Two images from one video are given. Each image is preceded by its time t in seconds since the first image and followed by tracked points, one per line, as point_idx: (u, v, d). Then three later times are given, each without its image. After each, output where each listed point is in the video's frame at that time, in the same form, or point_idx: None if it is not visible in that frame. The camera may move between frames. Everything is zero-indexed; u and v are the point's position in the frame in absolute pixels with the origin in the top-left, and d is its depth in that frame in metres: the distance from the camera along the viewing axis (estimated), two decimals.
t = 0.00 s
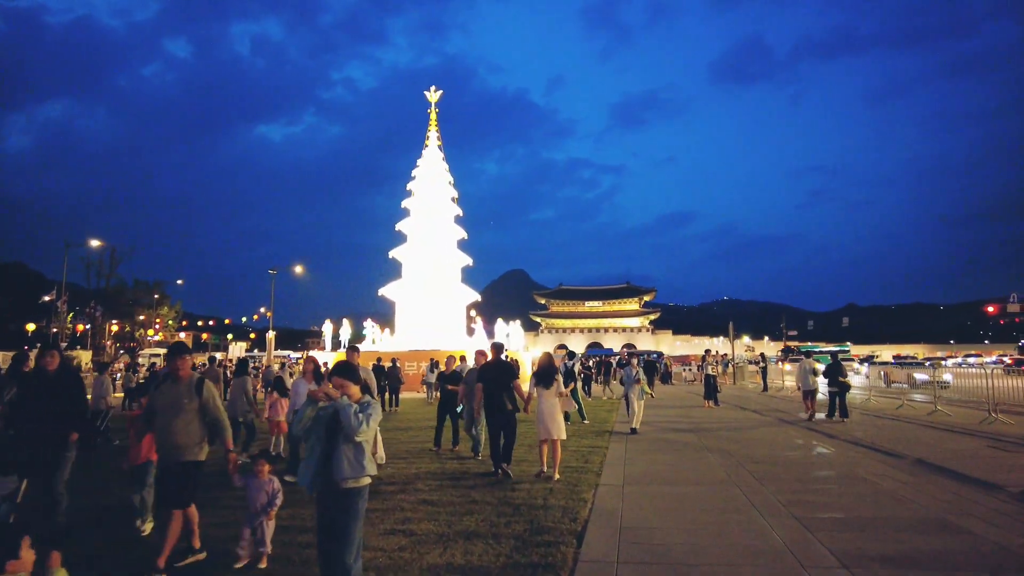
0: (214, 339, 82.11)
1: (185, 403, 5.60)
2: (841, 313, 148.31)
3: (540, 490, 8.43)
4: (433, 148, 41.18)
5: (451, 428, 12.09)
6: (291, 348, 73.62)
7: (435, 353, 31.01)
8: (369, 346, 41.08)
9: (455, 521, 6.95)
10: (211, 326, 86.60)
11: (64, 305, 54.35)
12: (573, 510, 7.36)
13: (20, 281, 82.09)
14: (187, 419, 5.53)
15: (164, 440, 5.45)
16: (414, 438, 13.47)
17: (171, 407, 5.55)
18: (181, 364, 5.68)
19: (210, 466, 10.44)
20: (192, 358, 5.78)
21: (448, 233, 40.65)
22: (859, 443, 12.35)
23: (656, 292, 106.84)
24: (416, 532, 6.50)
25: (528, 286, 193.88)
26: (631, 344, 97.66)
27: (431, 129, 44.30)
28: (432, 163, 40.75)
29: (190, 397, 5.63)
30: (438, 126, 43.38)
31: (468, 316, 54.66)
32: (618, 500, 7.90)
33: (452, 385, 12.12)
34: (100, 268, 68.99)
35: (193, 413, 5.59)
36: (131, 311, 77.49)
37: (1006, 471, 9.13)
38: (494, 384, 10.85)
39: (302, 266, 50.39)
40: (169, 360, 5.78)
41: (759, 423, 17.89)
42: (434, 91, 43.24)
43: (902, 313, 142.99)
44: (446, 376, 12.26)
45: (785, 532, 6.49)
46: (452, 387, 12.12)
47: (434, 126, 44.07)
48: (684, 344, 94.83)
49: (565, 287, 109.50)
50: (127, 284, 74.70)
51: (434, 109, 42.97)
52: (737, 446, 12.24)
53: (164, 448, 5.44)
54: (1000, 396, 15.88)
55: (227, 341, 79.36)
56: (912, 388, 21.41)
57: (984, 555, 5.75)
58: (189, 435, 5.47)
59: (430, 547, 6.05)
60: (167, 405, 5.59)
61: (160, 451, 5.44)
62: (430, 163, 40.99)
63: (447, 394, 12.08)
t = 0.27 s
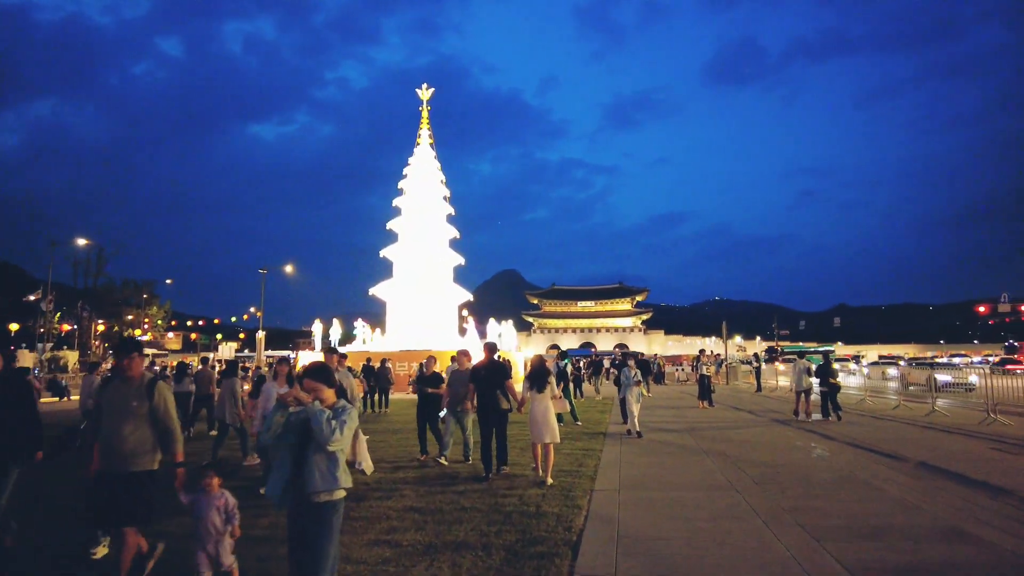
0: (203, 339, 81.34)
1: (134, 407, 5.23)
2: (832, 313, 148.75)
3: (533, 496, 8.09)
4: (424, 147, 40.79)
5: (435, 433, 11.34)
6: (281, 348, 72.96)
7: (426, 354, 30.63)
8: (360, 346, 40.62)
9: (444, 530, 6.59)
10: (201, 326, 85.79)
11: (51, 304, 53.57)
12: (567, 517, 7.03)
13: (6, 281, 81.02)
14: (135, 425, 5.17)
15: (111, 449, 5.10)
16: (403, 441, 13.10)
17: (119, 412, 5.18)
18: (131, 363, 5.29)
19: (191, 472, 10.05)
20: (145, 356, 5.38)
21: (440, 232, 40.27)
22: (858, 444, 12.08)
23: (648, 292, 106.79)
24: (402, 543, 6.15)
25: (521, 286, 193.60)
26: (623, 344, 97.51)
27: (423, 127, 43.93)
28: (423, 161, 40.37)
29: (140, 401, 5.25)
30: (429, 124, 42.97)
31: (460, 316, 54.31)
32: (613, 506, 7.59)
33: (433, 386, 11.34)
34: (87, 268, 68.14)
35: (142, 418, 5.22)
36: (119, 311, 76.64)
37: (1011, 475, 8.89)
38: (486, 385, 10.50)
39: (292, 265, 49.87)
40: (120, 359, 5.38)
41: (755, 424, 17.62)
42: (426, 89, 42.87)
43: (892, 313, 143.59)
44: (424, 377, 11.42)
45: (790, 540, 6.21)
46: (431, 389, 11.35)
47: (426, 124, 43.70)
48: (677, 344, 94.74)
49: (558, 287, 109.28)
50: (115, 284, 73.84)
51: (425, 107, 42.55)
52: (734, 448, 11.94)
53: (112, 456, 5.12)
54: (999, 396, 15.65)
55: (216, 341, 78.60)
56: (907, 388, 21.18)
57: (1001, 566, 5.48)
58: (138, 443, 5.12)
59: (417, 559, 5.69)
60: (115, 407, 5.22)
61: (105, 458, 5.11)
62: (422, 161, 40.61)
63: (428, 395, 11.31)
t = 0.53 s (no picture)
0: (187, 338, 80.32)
1: (60, 408, 4.87)
2: (818, 313, 149.74)
3: (517, 500, 7.78)
4: (411, 143, 40.34)
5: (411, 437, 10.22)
6: (266, 347, 72.10)
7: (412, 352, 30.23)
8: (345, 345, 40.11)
9: (421, 537, 6.26)
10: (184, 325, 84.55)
11: (28, 302, 52.42)
12: (551, 522, 6.72)
13: None
14: (61, 429, 4.83)
15: (35, 455, 4.77)
16: (385, 442, 12.71)
17: (44, 414, 4.84)
18: (56, 360, 4.93)
19: (163, 475, 9.66)
20: (72, 351, 5.03)
21: (426, 229, 39.85)
22: (850, 444, 11.85)
23: (636, 291, 106.81)
24: (376, 551, 5.82)
25: (508, 286, 193.27)
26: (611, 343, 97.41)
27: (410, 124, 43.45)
28: (410, 158, 39.90)
29: (66, 402, 4.90)
30: (416, 121, 42.51)
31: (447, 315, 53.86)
32: (601, 510, 7.30)
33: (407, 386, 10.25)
34: (68, 265, 66.99)
35: (70, 420, 4.88)
36: (100, 310, 75.48)
37: (1009, 476, 8.73)
38: (468, 386, 10.19)
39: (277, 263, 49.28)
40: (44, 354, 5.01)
41: (743, 423, 17.39)
42: (413, 85, 42.39)
43: (877, 312, 144.73)
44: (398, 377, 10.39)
45: (787, 544, 5.96)
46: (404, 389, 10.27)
47: (412, 121, 43.22)
48: (664, 343, 94.84)
49: (545, 286, 109.04)
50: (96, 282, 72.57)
51: (412, 103, 42.08)
52: (724, 449, 11.67)
53: (36, 462, 4.77)
54: (989, 394, 15.50)
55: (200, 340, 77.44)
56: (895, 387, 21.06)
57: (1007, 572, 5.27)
58: (66, 449, 4.80)
59: (390, 568, 5.37)
60: (38, 408, 4.85)
61: (21, 462, 4.79)
62: (409, 158, 40.13)
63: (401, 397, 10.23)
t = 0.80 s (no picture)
0: (168, 338, 79.15)
1: None
2: (802, 311, 150.71)
3: (501, 506, 7.44)
4: (396, 141, 39.86)
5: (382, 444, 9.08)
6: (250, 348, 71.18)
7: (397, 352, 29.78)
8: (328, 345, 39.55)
9: (399, 549, 5.89)
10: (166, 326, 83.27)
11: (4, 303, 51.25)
12: (537, 531, 6.38)
13: None
14: None
15: None
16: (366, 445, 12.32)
17: None
18: None
19: (133, 482, 9.25)
20: None
21: (411, 228, 39.40)
22: (841, 445, 11.62)
23: (622, 290, 106.86)
24: (350, 565, 5.46)
25: (495, 285, 192.85)
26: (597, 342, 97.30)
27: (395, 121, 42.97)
28: (395, 155, 39.45)
29: None
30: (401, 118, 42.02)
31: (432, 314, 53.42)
32: (589, 518, 6.98)
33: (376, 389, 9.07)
34: (45, 264, 65.62)
35: None
36: (79, 310, 74.14)
37: (1007, 477, 8.54)
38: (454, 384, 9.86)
39: (260, 262, 48.58)
40: None
41: (732, 423, 17.15)
42: (398, 82, 41.92)
43: (860, 311, 145.93)
44: (365, 380, 9.20)
45: (786, 553, 5.69)
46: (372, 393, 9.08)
47: (397, 118, 42.74)
48: (650, 342, 94.93)
49: (532, 285, 108.78)
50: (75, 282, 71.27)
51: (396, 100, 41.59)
52: (714, 450, 11.39)
53: None
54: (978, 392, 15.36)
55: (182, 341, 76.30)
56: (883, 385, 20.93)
57: None
58: None
59: None
60: None
61: None
62: (394, 155, 39.66)
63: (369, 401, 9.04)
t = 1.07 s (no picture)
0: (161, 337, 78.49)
1: None
2: (797, 310, 150.79)
3: (492, 513, 7.10)
4: (389, 138, 39.48)
5: (359, 449, 8.60)
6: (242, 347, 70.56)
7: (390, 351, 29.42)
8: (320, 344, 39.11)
9: (383, 560, 5.53)
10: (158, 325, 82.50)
11: None
12: (530, 540, 6.04)
13: None
14: None
15: None
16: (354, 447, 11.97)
17: None
18: None
19: (113, 487, 8.89)
20: None
21: (404, 226, 39.01)
22: (841, 446, 11.32)
23: (617, 289, 106.68)
24: None
25: (490, 284, 192.48)
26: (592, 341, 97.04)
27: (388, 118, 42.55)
28: (388, 152, 39.06)
29: None
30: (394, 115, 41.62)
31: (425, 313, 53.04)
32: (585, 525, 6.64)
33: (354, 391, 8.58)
34: (35, 262, 64.86)
35: None
36: (70, 309, 73.43)
37: (1017, 480, 8.27)
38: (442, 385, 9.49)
39: (251, 261, 48.04)
40: None
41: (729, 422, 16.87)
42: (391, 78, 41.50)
43: (854, 310, 146.16)
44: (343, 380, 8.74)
45: (794, 562, 5.39)
46: (349, 396, 8.58)
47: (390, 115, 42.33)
48: (645, 341, 94.77)
49: (526, 284, 108.46)
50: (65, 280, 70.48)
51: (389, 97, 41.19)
52: (712, 451, 11.09)
53: None
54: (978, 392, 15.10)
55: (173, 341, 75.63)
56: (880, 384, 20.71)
57: None
58: None
59: None
60: None
61: None
62: (387, 152, 39.26)
63: (346, 404, 8.55)
